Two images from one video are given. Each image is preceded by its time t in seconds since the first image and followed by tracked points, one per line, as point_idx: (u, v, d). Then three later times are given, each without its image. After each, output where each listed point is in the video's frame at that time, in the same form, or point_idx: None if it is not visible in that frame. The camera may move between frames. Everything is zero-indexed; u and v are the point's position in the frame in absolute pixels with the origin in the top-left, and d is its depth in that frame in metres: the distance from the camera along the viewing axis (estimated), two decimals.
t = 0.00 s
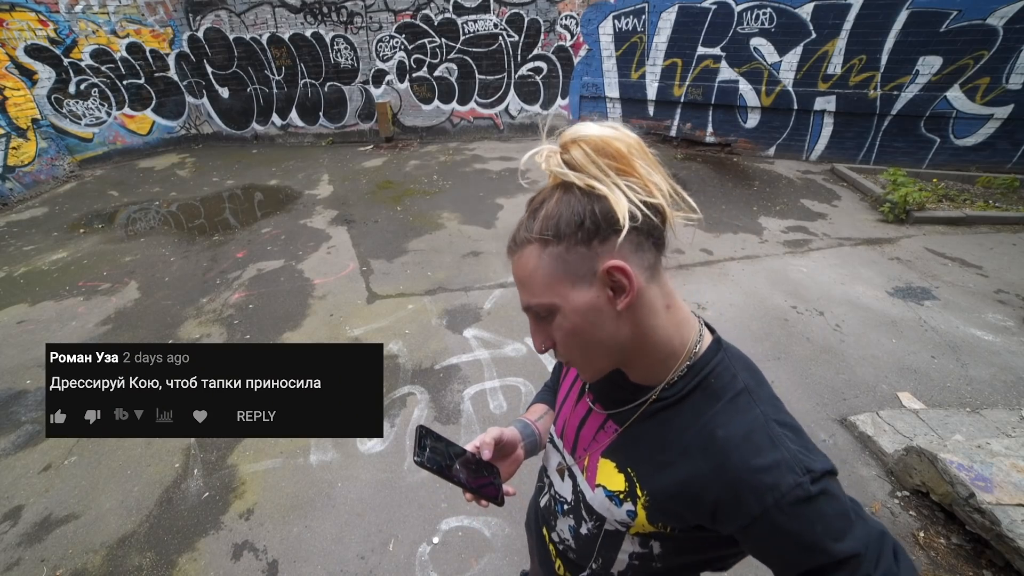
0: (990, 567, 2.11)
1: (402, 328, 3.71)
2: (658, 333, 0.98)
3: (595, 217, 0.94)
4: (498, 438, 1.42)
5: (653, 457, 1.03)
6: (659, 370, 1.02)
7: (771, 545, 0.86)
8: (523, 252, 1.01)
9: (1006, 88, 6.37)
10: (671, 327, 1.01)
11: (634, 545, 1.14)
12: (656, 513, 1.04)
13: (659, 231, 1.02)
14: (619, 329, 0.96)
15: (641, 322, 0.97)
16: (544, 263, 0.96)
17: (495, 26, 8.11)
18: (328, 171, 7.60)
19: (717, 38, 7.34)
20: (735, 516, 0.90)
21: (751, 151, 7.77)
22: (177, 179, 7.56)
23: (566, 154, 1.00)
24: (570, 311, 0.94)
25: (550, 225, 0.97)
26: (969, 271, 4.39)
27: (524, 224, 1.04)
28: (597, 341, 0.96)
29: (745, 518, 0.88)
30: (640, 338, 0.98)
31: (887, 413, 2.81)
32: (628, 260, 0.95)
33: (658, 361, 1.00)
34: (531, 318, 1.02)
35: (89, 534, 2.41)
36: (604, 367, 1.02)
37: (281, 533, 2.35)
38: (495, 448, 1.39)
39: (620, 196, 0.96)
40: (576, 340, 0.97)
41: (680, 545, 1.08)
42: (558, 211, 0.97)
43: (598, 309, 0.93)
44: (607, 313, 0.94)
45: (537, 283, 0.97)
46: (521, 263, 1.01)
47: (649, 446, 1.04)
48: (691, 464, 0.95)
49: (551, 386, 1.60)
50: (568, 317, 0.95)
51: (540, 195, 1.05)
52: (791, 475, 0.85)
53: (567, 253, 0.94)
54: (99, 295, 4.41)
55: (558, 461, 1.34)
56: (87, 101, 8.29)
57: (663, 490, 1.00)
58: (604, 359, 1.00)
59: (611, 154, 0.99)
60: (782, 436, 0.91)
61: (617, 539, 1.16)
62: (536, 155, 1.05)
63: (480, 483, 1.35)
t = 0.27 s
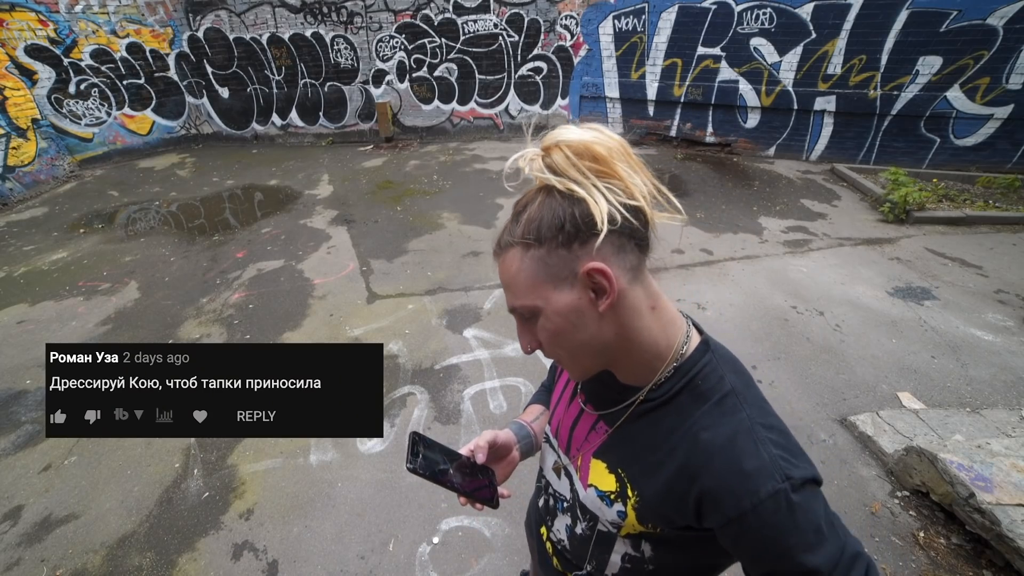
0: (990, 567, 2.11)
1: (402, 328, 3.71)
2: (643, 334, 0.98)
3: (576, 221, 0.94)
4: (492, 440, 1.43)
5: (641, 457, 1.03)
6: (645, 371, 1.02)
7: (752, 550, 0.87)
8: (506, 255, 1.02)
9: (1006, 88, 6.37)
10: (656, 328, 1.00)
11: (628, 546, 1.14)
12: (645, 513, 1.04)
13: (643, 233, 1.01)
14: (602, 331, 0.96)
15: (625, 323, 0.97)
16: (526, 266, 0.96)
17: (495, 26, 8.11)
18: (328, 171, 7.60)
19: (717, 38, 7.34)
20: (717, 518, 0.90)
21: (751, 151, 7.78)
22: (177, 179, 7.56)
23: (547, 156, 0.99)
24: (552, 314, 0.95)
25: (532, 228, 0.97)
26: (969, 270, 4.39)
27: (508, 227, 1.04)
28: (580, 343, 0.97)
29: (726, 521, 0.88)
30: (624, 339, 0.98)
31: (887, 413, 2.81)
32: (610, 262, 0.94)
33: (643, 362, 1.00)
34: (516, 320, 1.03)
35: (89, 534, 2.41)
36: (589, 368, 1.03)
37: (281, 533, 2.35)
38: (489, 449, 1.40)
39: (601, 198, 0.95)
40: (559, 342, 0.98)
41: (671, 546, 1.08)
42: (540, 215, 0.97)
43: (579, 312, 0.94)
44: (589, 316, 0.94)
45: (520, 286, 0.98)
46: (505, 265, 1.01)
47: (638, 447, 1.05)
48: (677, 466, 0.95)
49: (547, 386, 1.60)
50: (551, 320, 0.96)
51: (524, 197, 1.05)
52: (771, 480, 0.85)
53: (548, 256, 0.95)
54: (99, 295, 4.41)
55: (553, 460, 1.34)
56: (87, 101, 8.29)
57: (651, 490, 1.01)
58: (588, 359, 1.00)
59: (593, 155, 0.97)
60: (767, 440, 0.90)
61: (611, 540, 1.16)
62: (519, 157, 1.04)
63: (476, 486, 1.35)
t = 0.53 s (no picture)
0: (990, 567, 2.11)
1: (402, 328, 3.71)
2: (636, 338, 0.99)
3: (573, 222, 0.94)
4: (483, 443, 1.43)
5: (636, 462, 1.03)
6: (639, 374, 1.02)
7: (750, 553, 0.87)
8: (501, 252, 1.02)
9: (1007, 88, 6.37)
10: (650, 332, 1.00)
11: (623, 549, 1.14)
12: (640, 517, 1.04)
13: (640, 236, 1.02)
14: (595, 334, 0.97)
15: (618, 327, 0.97)
16: (521, 265, 0.96)
17: (495, 26, 8.11)
18: (328, 171, 7.60)
19: (717, 38, 7.33)
20: (714, 522, 0.90)
21: (752, 151, 7.78)
22: (177, 179, 7.56)
23: (546, 154, 0.99)
24: (546, 315, 0.95)
25: (529, 227, 0.96)
26: (969, 270, 4.39)
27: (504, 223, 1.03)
28: (572, 346, 0.97)
29: (724, 525, 0.88)
30: (618, 342, 0.98)
31: (887, 413, 2.81)
32: (606, 266, 0.94)
33: (637, 365, 1.01)
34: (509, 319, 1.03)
35: (89, 534, 2.41)
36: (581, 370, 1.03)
37: (281, 533, 2.35)
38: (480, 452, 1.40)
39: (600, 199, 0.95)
40: (552, 344, 0.98)
41: (668, 548, 1.08)
42: (537, 214, 0.96)
43: (573, 314, 0.94)
44: (582, 318, 0.94)
45: (514, 285, 0.98)
46: (500, 263, 1.01)
47: (633, 451, 1.05)
48: (671, 471, 0.95)
49: (542, 388, 1.61)
50: (544, 320, 0.96)
51: (521, 194, 1.05)
52: (768, 484, 0.85)
53: (544, 256, 0.95)
54: (99, 295, 4.42)
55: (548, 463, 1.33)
56: (87, 101, 8.30)
57: (646, 495, 1.01)
58: (581, 362, 1.01)
59: (593, 156, 0.97)
60: (762, 443, 0.91)
61: (606, 544, 1.16)
62: (518, 152, 1.03)
63: (467, 489, 1.35)
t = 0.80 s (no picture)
0: (989, 567, 2.11)
1: (402, 328, 3.71)
2: (644, 341, 0.98)
3: (581, 223, 0.93)
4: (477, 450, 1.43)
5: (642, 468, 1.03)
6: (645, 378, 1.01)
7: (765, 555, 0.88)
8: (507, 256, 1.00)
9: (1006, 88, 6.37)
10: (657, 334, 1.00)
11: (625, 555, 1.14)
12: (647, 523, 1.04)
13: (646, 237, 1.02)
14: (604, 337, 0.96)
15: (627, 330, 0.97)
16: (530, 269, 0.95)
17: (495, 26, 8.11)
18: (328, 171, 7.60)
19: (717, 38, 7.33)
20: (727, 526, 0.91)
21: (751, 151, 7.78)
22: (177, 179, 7.55)
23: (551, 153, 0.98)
24: (554, 318, 0.95)
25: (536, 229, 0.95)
26: (969, 271, 4.39)
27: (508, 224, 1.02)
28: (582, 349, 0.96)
29: (738, 528, 0.89)
30: (626, 345, 0.98)
31: (887, 413, 2.82)
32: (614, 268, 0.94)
33: (643, 369, 1.00)
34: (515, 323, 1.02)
35: (89, 534, 2.41)
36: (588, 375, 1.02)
37: (281, 533, 2.35)
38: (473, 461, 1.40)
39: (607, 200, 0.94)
40: (560, 348, 0.97)
41: (673, 551, 1.08)
42: (543, 216, 0.95)
43: (582, 318, 0.94)
44: (592, 322, 0.94)
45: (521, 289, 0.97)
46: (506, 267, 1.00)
47: (638, 456, 1.04)
48: (682, 476, 0.95)
49: (536, 393, 1.60)
50: (553, 324, 0.95)
51: (524, 195, 1.03)
52: (780, 484, 0.87)
53: (552, 258, 0.94)
54: (100, 295, 4.42)
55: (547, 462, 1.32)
56: (87, 101, 8.29)
57: (655, 500, 1.01)
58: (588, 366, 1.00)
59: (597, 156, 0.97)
60: (770, 444, 0.92)
61: (607, 550, 1.16)
62: (519, 152, 1.02)
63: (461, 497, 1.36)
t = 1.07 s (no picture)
0: (990, 567, 2.11)
1: (402, 328, 3.71)
2: (651, 348, 0.98)
3: (586, 233, 0.92)
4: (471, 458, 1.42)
5: (647, 474, 1.03)
6: (651, 384, 1.02)
7: (774, 560, 0.88)
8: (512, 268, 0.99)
9: (1006, 88, 6.37)
10: (663, 339, 1.01)
11: (627, 561, 1.14)
12: (651, 528, 1.04)
13: (650, 240, 1.01)
14: (612, 347, 0.96)
15: (634, 339, 0.97)
16: (535, 284, 0.95)
17: (495, 26, 8.11)
18: (328, 171, 7.60)
19: (717, 38, 7.33)
20: (734, 531, 0.91)
21: (751, 151, 7.78)
22: (177, 179, 7.55)
23: (550, 160, 0.95)
24: (563, 331, 0.95)
25: (541, 241, 0.94)
26: (969, 271, 4.39)
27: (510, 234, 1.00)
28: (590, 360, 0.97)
29: (746, 533, 0.89)
30: (633, 354, 0.98)
31: (887, 413, 2.81)
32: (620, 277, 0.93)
33: (649, 376, 1.00)
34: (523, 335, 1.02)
35: (89, 534, 2.41)
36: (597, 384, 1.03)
37: (281, 533, 2.35)
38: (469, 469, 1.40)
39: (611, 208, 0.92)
40: (569, 359, 0.98)
41: (676, 555, 1.09)
42: (546, 226, 0.93)
43: (592, 330, 0.94)
44: (600, 334, 0.94)
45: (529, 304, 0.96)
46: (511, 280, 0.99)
47: (642, 461, 1.04)
48: (688, 482, 0.95)
49: (532, 398, 1.60)
50: (562, 338, 0.95)
51: (524, 203, 1.01)
52: (787, 488, 0.87)
53: (559, 270, 0.93)
54: (100, 295, 4.42)
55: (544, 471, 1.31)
56: (87, 101, 8.29)
57: (659, 505, 1.00)
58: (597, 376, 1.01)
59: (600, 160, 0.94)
60: (775, 447, 0.93)
61: (609, 556, 1.16)
62: (517, 158, 0.99)
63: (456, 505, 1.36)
